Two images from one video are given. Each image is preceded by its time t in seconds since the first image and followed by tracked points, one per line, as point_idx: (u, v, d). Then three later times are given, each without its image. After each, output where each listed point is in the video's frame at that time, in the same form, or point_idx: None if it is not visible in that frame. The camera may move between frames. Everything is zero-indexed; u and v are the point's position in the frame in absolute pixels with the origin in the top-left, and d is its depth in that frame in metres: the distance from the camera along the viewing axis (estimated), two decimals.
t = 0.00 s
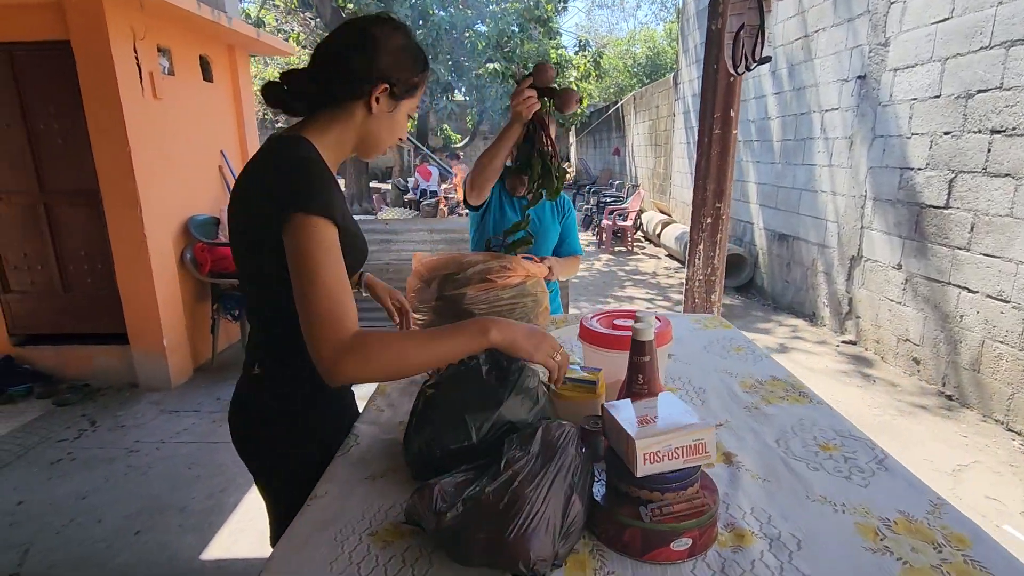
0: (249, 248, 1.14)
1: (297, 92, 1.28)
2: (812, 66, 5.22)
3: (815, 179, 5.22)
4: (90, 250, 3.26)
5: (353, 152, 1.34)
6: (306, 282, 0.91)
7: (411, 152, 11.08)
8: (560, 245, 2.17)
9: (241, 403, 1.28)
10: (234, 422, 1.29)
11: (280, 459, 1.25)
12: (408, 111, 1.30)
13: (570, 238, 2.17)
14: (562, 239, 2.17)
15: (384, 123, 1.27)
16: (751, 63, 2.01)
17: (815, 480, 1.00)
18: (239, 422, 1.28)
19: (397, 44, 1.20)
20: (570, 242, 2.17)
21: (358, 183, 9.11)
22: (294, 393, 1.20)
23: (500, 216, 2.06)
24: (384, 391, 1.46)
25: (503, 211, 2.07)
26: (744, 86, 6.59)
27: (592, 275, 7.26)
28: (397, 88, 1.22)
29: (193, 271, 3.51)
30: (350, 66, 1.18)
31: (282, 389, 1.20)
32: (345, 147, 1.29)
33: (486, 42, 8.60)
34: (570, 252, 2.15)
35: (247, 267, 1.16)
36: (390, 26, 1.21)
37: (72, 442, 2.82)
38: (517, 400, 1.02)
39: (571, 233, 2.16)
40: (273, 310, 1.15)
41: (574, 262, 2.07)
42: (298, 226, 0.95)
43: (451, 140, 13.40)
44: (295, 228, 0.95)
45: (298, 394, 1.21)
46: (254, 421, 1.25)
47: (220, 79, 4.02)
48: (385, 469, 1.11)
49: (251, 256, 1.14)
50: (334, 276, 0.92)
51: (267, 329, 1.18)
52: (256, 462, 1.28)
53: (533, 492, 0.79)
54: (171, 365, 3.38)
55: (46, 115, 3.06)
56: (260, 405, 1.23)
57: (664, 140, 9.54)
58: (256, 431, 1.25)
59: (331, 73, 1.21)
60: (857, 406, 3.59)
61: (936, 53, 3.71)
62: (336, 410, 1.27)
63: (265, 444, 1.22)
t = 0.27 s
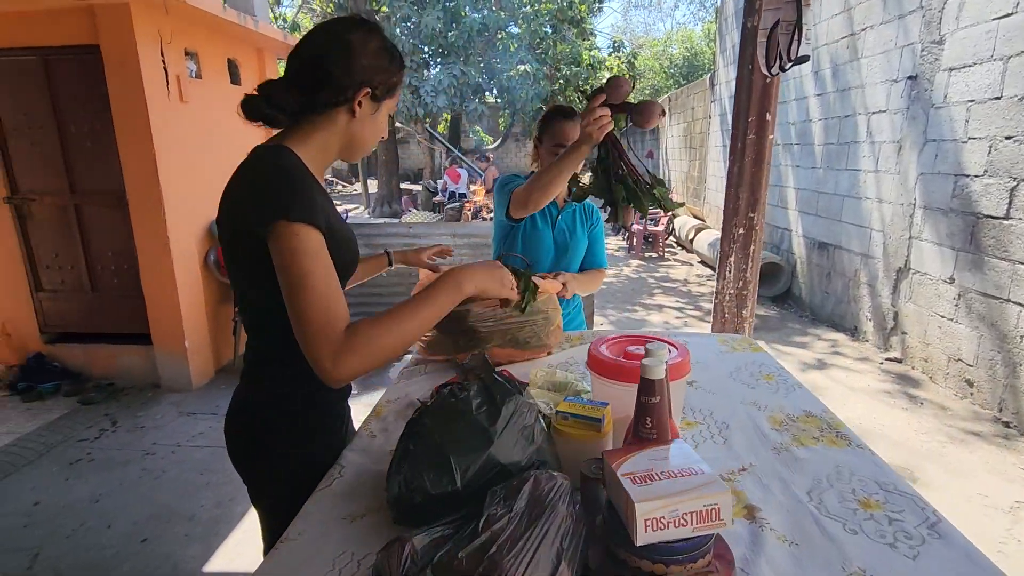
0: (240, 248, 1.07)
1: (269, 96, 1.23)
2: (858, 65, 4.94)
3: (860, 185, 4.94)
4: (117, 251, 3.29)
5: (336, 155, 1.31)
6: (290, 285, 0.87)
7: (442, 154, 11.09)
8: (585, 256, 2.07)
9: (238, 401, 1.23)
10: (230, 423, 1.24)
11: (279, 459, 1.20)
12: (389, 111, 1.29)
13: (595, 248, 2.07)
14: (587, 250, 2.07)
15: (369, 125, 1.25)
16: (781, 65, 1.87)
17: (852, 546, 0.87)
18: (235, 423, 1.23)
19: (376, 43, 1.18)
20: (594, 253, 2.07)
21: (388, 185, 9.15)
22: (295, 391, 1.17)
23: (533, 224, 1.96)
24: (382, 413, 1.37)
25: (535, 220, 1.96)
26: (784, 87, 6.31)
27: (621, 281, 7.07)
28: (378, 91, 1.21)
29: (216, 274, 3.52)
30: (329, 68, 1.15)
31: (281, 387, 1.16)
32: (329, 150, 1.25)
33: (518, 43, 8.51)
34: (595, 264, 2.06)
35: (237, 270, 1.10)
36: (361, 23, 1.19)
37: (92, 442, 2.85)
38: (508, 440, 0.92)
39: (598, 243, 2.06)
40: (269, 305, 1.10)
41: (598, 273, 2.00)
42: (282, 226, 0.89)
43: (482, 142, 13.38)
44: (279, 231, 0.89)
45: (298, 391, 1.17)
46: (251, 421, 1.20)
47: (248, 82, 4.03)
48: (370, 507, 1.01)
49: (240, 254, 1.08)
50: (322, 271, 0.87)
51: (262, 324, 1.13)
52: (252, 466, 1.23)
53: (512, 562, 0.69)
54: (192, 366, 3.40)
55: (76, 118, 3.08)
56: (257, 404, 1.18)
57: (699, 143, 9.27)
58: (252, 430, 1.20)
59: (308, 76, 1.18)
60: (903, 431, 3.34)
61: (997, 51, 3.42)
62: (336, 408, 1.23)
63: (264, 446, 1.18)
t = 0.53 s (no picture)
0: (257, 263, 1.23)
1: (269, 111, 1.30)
2: (907, 66, 4.66)
3: (906, 193, 4.66)
4: (143, 251, 3.36)
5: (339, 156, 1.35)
6: (328, 268, 1.06)
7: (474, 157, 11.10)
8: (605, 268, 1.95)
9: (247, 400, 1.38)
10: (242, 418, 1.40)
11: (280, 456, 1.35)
12: (383, 108, 1.33)
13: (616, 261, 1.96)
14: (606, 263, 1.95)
15: (367, 122, 1.29)
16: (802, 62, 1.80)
17: None
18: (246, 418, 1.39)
19: (361, 45, 1.22)
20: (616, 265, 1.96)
21: (418, 188, 9.21)
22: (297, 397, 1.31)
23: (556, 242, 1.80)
24: (368, 429, 1.31)
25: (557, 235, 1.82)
26: (827, 90, 6.03)
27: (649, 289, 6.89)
28: (369, 87, 1.24)
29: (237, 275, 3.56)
30: (321, 73, 1.21)
31: (292, 378, 1.29)
32: (332, 150, 1.30)
33: (551, 46, 8.44)
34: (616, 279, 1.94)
35: (257, 265, 1.23)
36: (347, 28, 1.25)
37: (112, 438, 2.90)
38: (476, 473, 0.85)
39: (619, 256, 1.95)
40: (280, 317, 1.26)
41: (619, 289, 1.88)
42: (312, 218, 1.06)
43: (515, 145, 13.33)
44: (311, 222, 1.07)
45: (301, 397, 1.31)
46: (256, 420, 1.35)
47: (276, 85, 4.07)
48: (334, 533, 0.95)
49: (254, 261, 1.23)
50: (354, 252, 1.08)
51: (273, 335, 1.29)
52: (258, 460, 1.39)
53: None
54: (212, 365, 3.44)
55: (106, 120, 3.17)
56: (262, 404, 1.34)
57: (735, 147, 8.98)
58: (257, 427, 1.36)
59: (301, 84, 1.23)
60: (948, 458, 3.10)
61: None
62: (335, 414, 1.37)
63: (266, 443, 1.33)
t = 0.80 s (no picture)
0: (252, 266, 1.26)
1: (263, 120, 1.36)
2: (956, 68, 4.37)
3: (953, 203, 4.37)
4: (167, 250, 3.45)
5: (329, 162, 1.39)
6: (327, 255, 1.15)
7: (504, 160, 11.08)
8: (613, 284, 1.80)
9: (233, 402, 1.38)
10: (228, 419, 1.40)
11: (271, 456, 1.37)
12: (375, 117, 1.37)
13: (626, 277, 1.80)
14: (614, 278, 1.81)
15: (356, 128, 1.34)
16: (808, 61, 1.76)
17: None
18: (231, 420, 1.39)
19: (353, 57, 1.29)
20: (625, 282, 1.80)
21: (447, 191, 9.24)
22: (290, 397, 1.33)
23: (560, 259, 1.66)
24: (339, 440, 1.26)
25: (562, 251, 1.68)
26: (870, 93, 5.74)
27: (677, 298, 6.69)
28: (359, 94, 1.30)
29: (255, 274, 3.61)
30: (313, 80, 1.27)
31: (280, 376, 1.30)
32: (323, 155, 1.34)
33: (583, 49, 8.34)
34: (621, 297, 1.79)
35: (251, 262, 1.27)
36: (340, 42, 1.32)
37: (128, 432, 2.97)
38: (413, 501, 0.78)
39: (629, 272, 1.79)
40: (271, 314, 1.28)
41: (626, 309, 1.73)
42: (315, 207, 1.15)
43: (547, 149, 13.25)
44: (319, 216, 1.15)
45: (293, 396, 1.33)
46: (246, 422, 1.35)
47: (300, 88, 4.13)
48: (276, 555, 0.91)
49: (249, 263, 1.26)
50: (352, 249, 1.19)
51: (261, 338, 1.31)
52: (244, 461, 1.40)
53: None
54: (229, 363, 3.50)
55: (135, 122, 3.26)
56: (249, 406, 1.35)
57: (773, 153, 8.67)
58: (244, 428, 1.36)
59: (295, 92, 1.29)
60: (990, 490, 2.86)
61: None
62: (325, 411, 1.39)
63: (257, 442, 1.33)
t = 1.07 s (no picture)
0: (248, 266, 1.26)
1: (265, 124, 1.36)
2: (982, 71, 4.24)
3: (977, 211, 4.24)
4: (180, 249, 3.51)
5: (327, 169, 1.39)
6: (303, 249, 1.14)
7: (521, 163, 11.09)
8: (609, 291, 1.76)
9: (224, 403, 1.38)
10: (219, 420, 1.40)
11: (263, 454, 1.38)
12: (374, 126, 1.37)
13: (622, 286, 1.75)
14: (610, 287, 1.76)
15: (355, 136, 1.34)
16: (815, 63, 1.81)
17: None
18: (222, 420, 1.39)
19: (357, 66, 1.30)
20: (621, 291, 1.75)
21: (462, 193, 9.27)
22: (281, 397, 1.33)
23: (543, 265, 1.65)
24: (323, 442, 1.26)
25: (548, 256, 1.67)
26: (893, 98, 5.60)
27: (691, 303, 6.60)
28: (359, 102, 1.30)
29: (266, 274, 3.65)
30: (316, 86, 1.27)
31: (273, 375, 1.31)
32: (322, 161, 1.34)
33: (601, 53, 8.31)
34: (616, 305, 1.75)
35: (245, 262, 1.27)
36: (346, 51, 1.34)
37: (138, 428, 3.03)
38: (376, 510, 0.77)
39: (624, 280, 1.74)
40: (263, 314, 1.28)
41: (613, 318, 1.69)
42: (298, 201, 1.15)
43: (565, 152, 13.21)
44: (302, 210, 1.15)
45: (285, 395, 1.34)
46: (236, 422, 1.36)
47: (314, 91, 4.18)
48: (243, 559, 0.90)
49: (247, 265, 1.26)
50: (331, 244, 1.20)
51: (254, 338, 1.31)
52: (235, 460, 1.40)
53: None
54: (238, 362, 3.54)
55: (151, 124, 3.34)
56: (240, 407, 1.35)
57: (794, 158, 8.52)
58: (235, 428, 1.36)
59: (299, 97, 1.30)
60: (1010, 510, 2.75)
61: None
62: (318, 409, 1.40)
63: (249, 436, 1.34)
